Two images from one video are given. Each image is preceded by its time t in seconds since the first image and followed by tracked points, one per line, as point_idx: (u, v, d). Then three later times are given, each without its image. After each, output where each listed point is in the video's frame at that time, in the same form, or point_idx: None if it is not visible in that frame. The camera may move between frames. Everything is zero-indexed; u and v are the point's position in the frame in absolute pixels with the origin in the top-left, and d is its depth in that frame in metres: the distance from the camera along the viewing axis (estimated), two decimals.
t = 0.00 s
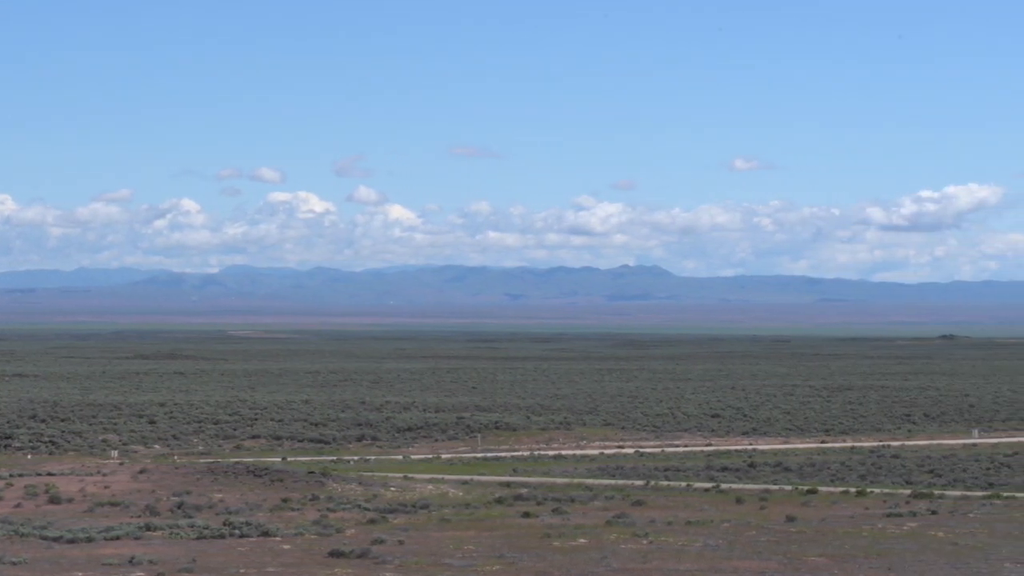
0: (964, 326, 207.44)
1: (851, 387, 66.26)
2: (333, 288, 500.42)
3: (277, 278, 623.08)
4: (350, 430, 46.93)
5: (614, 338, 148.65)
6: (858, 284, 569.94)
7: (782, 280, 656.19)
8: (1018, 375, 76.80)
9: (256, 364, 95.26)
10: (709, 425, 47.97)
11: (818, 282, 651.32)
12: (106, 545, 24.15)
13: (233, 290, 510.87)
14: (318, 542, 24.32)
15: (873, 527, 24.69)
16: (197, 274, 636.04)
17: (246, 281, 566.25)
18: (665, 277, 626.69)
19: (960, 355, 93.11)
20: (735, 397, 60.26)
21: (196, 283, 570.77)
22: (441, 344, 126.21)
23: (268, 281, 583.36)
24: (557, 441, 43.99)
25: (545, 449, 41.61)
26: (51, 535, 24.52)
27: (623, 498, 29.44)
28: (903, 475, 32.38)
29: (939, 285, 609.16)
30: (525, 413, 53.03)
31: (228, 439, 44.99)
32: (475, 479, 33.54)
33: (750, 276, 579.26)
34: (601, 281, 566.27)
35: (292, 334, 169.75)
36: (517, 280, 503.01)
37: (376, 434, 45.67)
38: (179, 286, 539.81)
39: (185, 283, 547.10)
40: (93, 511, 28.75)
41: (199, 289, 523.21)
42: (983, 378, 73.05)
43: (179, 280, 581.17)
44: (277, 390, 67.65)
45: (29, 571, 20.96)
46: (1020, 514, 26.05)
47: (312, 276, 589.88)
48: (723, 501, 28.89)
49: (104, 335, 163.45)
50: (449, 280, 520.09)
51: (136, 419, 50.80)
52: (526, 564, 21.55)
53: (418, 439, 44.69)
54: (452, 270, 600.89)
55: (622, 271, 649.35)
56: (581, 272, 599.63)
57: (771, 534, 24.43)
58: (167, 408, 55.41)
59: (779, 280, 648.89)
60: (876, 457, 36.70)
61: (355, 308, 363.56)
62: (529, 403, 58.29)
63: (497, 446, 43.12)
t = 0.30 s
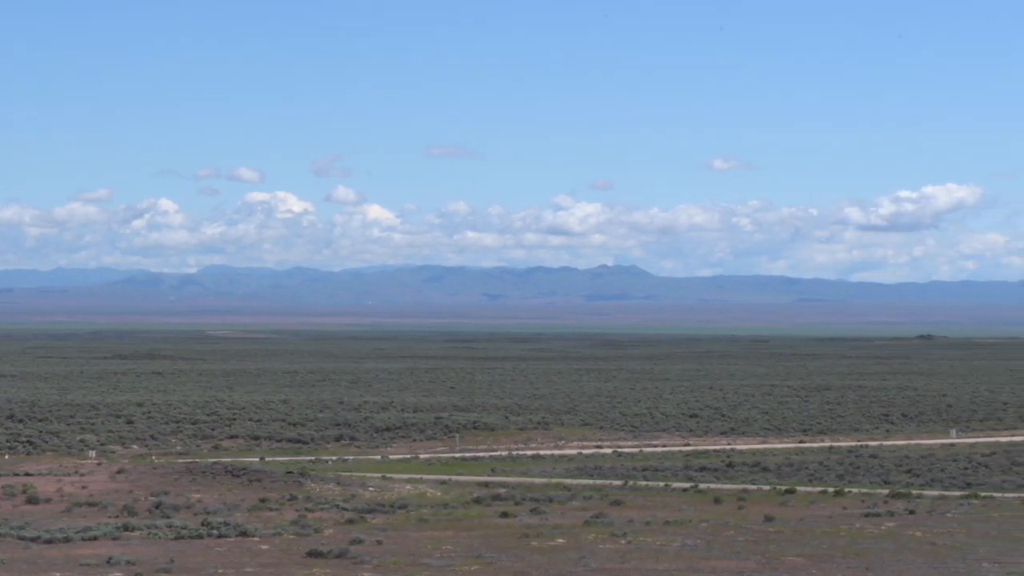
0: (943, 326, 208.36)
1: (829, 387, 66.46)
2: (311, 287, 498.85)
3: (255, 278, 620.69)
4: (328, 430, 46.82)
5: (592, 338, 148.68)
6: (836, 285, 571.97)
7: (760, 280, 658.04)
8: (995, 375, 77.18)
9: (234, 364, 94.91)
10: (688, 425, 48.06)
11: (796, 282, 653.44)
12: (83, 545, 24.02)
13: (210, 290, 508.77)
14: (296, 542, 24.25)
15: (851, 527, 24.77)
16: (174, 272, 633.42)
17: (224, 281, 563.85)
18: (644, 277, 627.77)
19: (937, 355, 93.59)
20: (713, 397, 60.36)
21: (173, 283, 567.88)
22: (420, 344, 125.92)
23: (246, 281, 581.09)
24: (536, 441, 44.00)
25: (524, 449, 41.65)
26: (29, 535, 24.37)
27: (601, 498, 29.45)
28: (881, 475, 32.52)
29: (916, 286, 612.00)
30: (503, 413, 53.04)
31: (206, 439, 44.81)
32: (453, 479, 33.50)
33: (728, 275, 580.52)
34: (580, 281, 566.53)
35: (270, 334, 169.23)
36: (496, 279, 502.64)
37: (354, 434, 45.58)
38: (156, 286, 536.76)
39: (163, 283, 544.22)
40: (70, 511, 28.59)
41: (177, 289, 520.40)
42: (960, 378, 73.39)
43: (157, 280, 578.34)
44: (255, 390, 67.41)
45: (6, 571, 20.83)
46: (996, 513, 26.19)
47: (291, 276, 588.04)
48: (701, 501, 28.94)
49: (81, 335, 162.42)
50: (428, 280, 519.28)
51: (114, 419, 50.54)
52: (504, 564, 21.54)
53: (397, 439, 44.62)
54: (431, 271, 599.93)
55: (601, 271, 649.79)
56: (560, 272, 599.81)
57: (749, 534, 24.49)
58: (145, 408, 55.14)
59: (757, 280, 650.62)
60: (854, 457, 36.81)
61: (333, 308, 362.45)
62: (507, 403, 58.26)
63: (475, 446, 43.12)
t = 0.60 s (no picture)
0: (921, 326, 209.67)
1: (807, 387, 66.64)
2: (290, 287, 497.36)
3: (234, 278, 618.56)
4: (307, 430, 46.69)
5: (572, 338, 148.76)
6: (814, 285, 574.14)
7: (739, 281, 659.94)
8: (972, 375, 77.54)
9: (212, 364, 94.56)
10: (667, 425, 48.12)
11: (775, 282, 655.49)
12: (61, 545, 23.90)
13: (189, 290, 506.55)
14: (275, 542, 24.18)
15: (829, 527, 24.85)
16: (152, 272, 630.74)
17: (203, 281, 561.61)
18: (623, 277, 628.63)
19: (915, 355, 94.01)
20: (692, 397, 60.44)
21: (152, 283, 565.30)
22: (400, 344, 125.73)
23: (225, 281, 579.02)
24: (515, 441, 43.98)
25: (503, 449, 41.62)
26: (7, 536, 24.23)
27: (580, 498, 29.47)
28: (859, 475, 32.63)
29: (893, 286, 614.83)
30: (482, 413, 53.00)
31: (185, 439, 44.63)
32: (433, 479, 33.43)
33: (707, 275, 581.60)
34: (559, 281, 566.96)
35: (249, 334, 168.68)
36: (475, 279, 502.42)
37: (333, 434, 45.46)
38: (135, 285, 534.22)
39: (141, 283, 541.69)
40: (48, 511, 28.44)
41: (156, 289, 518.09)
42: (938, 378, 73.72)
43: (135, 280, 575.62)
44: (234, 390, 67.19)
45: None
46: (974, 513, 26.31)
47: (269, 276, 586.22)
48: (679, 501, 28.99)
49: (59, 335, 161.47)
50: (408, 280, 518.44)
51: (92, 419, 50.28)
52: (483, 564, 21.53)
53: (376, 439, 44.54)
54: (410, 271, 599.11)
55: (580, 272, 650.32)
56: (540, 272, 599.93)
57: (728, 534, 24.54)
58: (123, 408, 54.88)
59: (736, 280, 652.41)
60: (833, 456, 36.92)
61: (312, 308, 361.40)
62: (487, 403, 58.22)
63: (454, 446, 43.08)
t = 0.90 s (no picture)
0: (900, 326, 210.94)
1: (786, 387, 66.86)
2: (270, 287, 495.72)
3: (213, 278, 616.06)
4: (287, 430, 46.59)
5: (552, 338, 148.89)
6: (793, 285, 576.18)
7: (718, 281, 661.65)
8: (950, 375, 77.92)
9: (191, 364, 94.28)
10: (647, 425, 48.20)
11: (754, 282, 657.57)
12: (38, 545, 23.75)
13: (167, 290, 504.21)
14: (253, 542, 24.10)
15: (808, 527, 24.93)
16: (130, 272, 627.74)
17: (181, 280, 559.32)
18: (603, 277, 629.54)
19: (893, 355, 94.48)
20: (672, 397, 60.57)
21: (130, 283, 562.72)
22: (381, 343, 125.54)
23: (203, 280, 576.73)
24: (494, 441, 43.96)
25: (482, 448, 41.60)
26: None
27: (560, 498, 29.48)
28: (838, 475, 32.73)
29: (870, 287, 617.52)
30: (463, 413, 53.00)
31: (163, 439, 44.43)
32: (412, 479, 33.37)
33: (686, 275, 582.75)
34: (540, 281, 567.09)
35: (228, 334, 168.22)
36: (455, 280, 502.16)
37: (312, 434, 45.38)
38: (113, 286, 531.17)
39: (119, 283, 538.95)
40: (26, 511, 28.28)
41: (134, 289, 515.61)
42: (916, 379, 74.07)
43: (113, 279, 572.66)
44: (213, 390, 66.98)
45: None
46: (952, 513, 26.44)
47: (248, 276, 584.33)
48: (659, 501, 29.03)
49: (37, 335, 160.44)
50: (388, 280, 517.60)
51: (70, 419, 50.00)
52: (463, 565, 21.51)
53: (355, 439, 44.48)
54: (390, 271, 597.97)
55: (560, 272, 650.49)
56: (520, 272, 600.13)
57: (707, 534, 24.58)
58: (101, 409, 54.60)
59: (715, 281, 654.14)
60: (811, 456, 37.05)
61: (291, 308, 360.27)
62: (466, 403, 58.18)
63: (434, 446, 43.07)
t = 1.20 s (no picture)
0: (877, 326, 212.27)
1: (766, 387, 67.13)
2: (250, 286, 494.26)
3: (191, 278, 613.81)
4: (266, 430, 46.50)
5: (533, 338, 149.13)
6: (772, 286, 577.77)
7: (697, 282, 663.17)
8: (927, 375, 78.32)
9: (170, 364, 94.18)
10: (627, 425, 48.28)
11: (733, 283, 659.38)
12: (15, 545, 23.63)
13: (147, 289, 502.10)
14: (232, 543, 24.03)
15: (786, 527, 25.02)
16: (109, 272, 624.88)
17: (161, 280, 557.44)
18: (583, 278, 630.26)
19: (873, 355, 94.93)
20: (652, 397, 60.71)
21: (109, 282, 560.34)
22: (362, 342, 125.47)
23: (183, 280, 574.70)
24: (474, 441, 43.98)
25: (462, 449, 41.61)
26: None
27: (539, 498, 29.50)
28: (817, 474, 32.84)
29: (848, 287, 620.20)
30: (442, 412, 53.00)
31: (143, 439, 44.26)
32: (392, 479, 33.34)
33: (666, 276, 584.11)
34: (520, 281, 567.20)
35: (208, 334, 167.78)
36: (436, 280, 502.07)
37: (292, 434, 45.30)
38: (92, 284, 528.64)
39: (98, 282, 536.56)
40: (4, 511, 28.13)
41: (113, 288, 513.47)
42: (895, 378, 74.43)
43: (92, 279, 569.94)
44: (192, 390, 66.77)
45: None
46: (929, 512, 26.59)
47: (228, 276, 582.67)
48: (638, 501, 29.09)
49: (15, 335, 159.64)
50: (368, 280, 517.03)
51: (48, 419, 49.77)
52: (442, 565, 21.50)
53: (335, 439, 44.42)
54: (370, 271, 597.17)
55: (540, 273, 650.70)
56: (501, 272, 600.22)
57: (686, 534, 24.63)
58: (80, 409, 54.36)
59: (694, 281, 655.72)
60: (790, 456, 37.17)
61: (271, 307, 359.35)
62: (446, 402, 58.16)
63: (414, 446, 43.06)
